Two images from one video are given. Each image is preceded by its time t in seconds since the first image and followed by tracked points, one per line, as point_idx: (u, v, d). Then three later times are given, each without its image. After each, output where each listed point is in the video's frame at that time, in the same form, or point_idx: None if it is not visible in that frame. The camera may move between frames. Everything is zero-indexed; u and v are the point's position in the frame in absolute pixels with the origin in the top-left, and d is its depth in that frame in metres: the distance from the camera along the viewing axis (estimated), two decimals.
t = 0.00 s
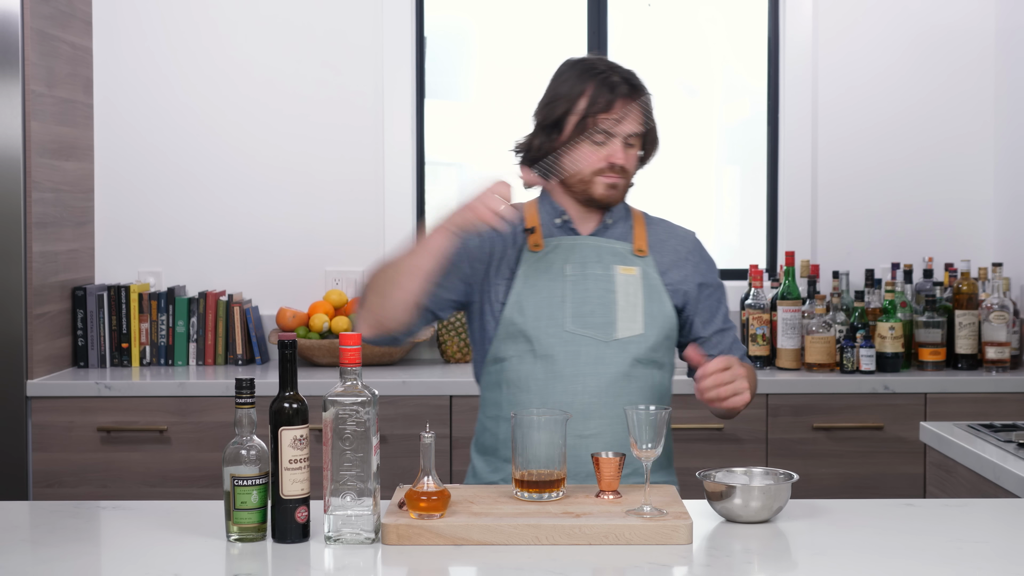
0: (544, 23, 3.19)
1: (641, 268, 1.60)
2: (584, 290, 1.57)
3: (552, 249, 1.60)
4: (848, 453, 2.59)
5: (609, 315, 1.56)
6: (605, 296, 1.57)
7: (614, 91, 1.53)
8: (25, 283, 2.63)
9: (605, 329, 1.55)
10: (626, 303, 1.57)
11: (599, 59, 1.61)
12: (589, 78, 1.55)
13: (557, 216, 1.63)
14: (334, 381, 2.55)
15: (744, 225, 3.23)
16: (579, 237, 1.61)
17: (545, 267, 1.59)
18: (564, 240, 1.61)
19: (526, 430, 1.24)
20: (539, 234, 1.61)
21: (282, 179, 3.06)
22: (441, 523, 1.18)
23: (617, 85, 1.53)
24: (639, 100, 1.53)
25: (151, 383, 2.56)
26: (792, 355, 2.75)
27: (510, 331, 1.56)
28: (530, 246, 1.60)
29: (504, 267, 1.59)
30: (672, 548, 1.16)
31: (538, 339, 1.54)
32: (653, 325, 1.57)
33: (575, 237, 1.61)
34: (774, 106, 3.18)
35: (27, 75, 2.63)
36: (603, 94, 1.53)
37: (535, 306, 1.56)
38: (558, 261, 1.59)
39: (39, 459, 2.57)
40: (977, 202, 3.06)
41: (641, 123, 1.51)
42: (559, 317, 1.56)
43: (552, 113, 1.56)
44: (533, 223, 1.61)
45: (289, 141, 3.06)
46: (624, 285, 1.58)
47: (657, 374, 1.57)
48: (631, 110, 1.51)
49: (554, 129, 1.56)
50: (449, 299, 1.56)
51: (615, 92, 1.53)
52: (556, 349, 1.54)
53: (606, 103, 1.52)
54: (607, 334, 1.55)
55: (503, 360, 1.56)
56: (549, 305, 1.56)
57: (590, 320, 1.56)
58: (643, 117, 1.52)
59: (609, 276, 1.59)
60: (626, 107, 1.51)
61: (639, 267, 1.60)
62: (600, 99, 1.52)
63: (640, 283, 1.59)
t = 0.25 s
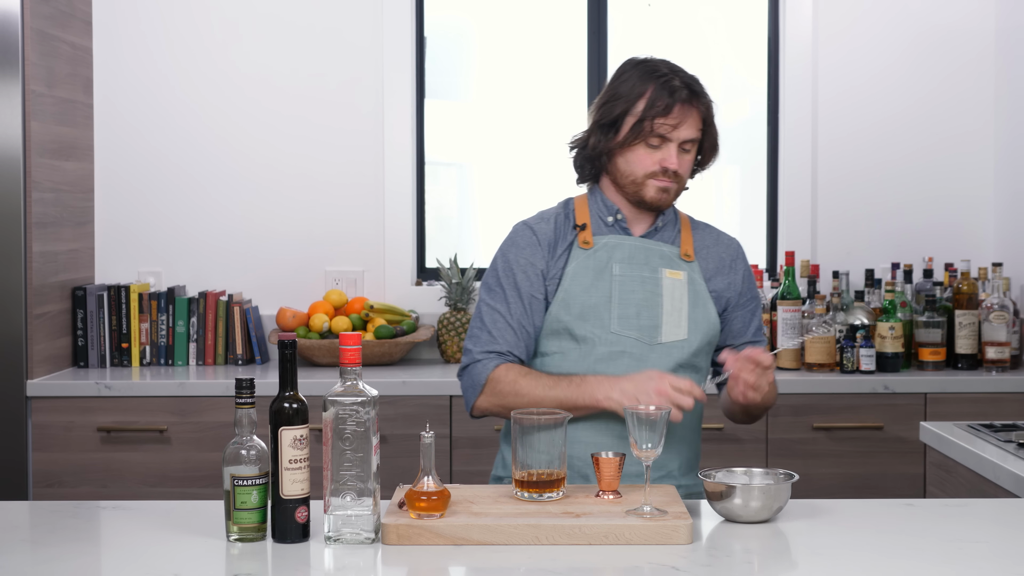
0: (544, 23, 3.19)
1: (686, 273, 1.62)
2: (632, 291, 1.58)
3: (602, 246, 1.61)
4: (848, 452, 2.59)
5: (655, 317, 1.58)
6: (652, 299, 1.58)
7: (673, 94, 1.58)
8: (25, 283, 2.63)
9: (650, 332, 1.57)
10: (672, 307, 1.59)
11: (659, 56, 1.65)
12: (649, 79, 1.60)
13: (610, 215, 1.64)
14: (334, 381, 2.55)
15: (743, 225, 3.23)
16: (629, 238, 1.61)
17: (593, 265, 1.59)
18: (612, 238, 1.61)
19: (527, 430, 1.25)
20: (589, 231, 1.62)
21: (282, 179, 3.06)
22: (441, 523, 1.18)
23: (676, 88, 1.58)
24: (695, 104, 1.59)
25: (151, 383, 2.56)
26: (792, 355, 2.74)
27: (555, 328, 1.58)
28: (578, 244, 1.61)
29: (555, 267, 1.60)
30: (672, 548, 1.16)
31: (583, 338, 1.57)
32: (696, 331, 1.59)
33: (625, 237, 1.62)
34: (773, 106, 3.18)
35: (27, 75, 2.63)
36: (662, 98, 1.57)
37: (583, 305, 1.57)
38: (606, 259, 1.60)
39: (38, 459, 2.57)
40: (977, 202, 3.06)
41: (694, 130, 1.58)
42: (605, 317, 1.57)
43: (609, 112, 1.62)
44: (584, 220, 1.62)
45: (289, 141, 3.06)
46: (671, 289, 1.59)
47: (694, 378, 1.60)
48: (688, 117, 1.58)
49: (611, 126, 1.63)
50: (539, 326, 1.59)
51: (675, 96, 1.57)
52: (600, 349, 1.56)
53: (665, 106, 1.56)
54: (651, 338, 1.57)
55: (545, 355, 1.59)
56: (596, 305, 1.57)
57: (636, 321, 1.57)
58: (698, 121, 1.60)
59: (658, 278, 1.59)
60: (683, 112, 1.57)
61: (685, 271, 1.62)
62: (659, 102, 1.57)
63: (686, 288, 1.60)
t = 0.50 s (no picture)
0: (544, 23, 3.19)
1: (707, 273, 1.61)
2: (650, 293, 1.58)
3: (620, 247, 1.61)
4: (848, 452, 2.59)
5: (673, 320, 1.57)
6: (670, 300, 1.58)
7: (689, 97, 1.57)
8: (25, 283, 2.63)
9: (668, 334, 1.57)
10: (691, 309, 1.58)
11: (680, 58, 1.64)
12: (667, 82, 1.59)
13: (628, 216, 1.64)
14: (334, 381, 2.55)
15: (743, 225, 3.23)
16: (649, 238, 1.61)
17: (611, 265, 1.60)
18: (632, 238, 1.61)
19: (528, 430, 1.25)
20: (607, 230, 1.62)
21: (282, 180, 3.06)
22: (441, 523, 1.18)
23: (694, 91, 1.57)
24: (713, 107, 1.58)
25: (151, 383, 2.56)
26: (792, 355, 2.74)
27: (571, 328, 1.59)
28: (596, 244, 1.61)
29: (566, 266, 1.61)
30: (672, 548, 1.16)
31: (602, 340, 1.57)
32: (713, 333, 1.59)
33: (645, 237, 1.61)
34: (774, 106, 3.18)
35: (27, 75, 2.63)
36: (680, 101, 1.56)
37: (601, 306, 1.58)
38: (625, 260, 1.60)
39: (38, 459, 2.57)
40: (977, 201, 3.06)
41: (711, 134, 1.57)
42: (623, 319, 1.57)
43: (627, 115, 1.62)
44: (603, 220, 1.62)
45: (289, 141, 3.06)
46: (690, 290, 1.59)
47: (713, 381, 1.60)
48: (705, 120, 1.56)
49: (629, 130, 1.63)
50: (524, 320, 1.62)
51: (692, 99, 1.56)
52: (619, 351, 1.56)
53: (682, 110, 1.55)
54: (669, 340, 1.57)
55: (562, 355, 1.60)
56: (615, 306, 1.57)
57: (654, 324, 1.57)
58: (717, 125, 1.58)
59: (676, 279, 1.59)
60: (700, 115, 1.56)
61: (705, 271, 1.61)
62: (675, 105, 1.56)
63: (706, 289, 1.60)
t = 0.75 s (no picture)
0: (544, 22, 3.19)
1: (693, 273, 1.62)
2: (632, 293, 1.61)
3: (606, 246, 1.65)
4: (848, 452, 2.59)
5: (653, 320, 1.60)
6: (652, 300, 1.61)
7: (677, 97, 1.59)
8: (25, 282, 2.63)
9: (648, 334, 1.60)
10: (673, 309, 1.60)
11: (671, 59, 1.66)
12: (655, 82, 1.62)
13: (616, 215, 1.68)
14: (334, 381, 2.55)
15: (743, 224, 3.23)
16: (635, 238, 1.65)
17: (595, 265, 1.64)
18: (620, 237, 1.65)
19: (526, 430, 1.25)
20: (594, 230, 1.67)
21: (282, 180, 3.06)
22: (441, 523, 1.18)
23: (681, 92, 1.59)
24: (701, 107, 1.60)
25: (151, 383, 2.56)
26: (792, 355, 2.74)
27: (556, 327, 1.65)
28: (583, 243, 1.66)
29: (553, 266, 1.68)
30: (672, 548, 1.16)
31: (583, 338, 1.61)
32: (697, 334, 1.60)
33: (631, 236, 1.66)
34: (774, 106, 3.18)
35: (27, 75, 2.63)
36: (667, 101, 1.58)
37: (583, 305, 1.62)
38: (610, 260, 1.64)
39: (38, 459, 2.57)
40: (977, 201, 3.06)
41: (700, 134, 1.59)
42: (604, 319, 1.61)
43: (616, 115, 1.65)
44: (590, 221, 1.68)
45: (288, 142, 3.06)
46: (674, 290, 1.61)
47: (698, 383, 1.60)
48: (692, 120, 1.59)
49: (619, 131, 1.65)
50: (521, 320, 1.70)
51: (679, 99, 1.58)
52: (599, 350, 1.60)
53: (670, 111, 1.58)
54: (649, 340, 1.59)
55: (547, 353, 1.65)
56: (596, 306, 1.62)
57: (635, 324, 1.60)
58: (705, 125, 1.60)
59: (660, 279, 1.62)
60: (687, 115, 1.58)
61: (693, 271, 1.62)
62: (662, 105, 1.58)
63: (691, 290, 1.61)
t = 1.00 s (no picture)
0: (545, 22, 3.19)
1: (654, 270, 1.58)
2: (593, 294, 1.57)
3: (565, 247, 1.60)
4: (848, 453, 2.59)
5: (616, 320, 1.56)
6: (614, 300, 1.57)
7: (628, 91, 1.56)
8: (25, 282, 2.62)
9: (611, 335, 1.56)
10: (635, 308, 1.56)
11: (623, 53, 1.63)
12: (604, 77, 1.58)
13: (574, 215, 1.64)
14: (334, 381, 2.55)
15: (744, 225, 3.23)
16: (595, 237, 1.60)
17: (555, 267, 1.60)
18: (578, 238, 1.61)
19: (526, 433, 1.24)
20: (554, 232, 1.62)
21: (282, 180, 3.06)
22: (441, 523, 1.18)
23: (630, 85, 1.55)
24: (653, 100, 1.57)
25: (151, 383, 2.56)
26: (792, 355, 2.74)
27: (517, 331, 1.59)
28: (542, 246, 1.61)
29: (513, 268, 1.61)
30: (672, 548, 1.16)
31: (544, 342, 1.57)
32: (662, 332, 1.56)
33: (590, 237, 1.62)
34: (774, 106, 3.18)
35: (27, 75, 2.63)
36: (616, 96, 1.55)
37: (543, 308, 1.58)
38: (569, 261, 1.60)
39: (38, 459, 2.57)
40: (977, 201, 3.06)
41: (652, 128, 1.55)
42: (565, 321, 1.57)
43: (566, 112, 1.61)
44: (550, 223, 1.63)
45: (288, 142, 3.06)
46: (635, 288, 1.57)
47: (666, 381, 1.56)
48: (643, 114, 1.55)
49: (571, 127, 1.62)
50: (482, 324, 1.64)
51: (628, 93, 1.55)
52: (561, 353, 1.56)
53: (620, 105, 1.54)
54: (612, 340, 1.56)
55: (509, 359, 1.60)
56: (557, 309, 1.57)
57: (597, 325, 1.56)
58: (656, 118, 1.57)
59: (621, 278, 1.58)
60: (639, 109, 1.55)
61: (653, 269, 1.59)
62: (613, 100, 1.55)
63: (653, 287, 1.57)
